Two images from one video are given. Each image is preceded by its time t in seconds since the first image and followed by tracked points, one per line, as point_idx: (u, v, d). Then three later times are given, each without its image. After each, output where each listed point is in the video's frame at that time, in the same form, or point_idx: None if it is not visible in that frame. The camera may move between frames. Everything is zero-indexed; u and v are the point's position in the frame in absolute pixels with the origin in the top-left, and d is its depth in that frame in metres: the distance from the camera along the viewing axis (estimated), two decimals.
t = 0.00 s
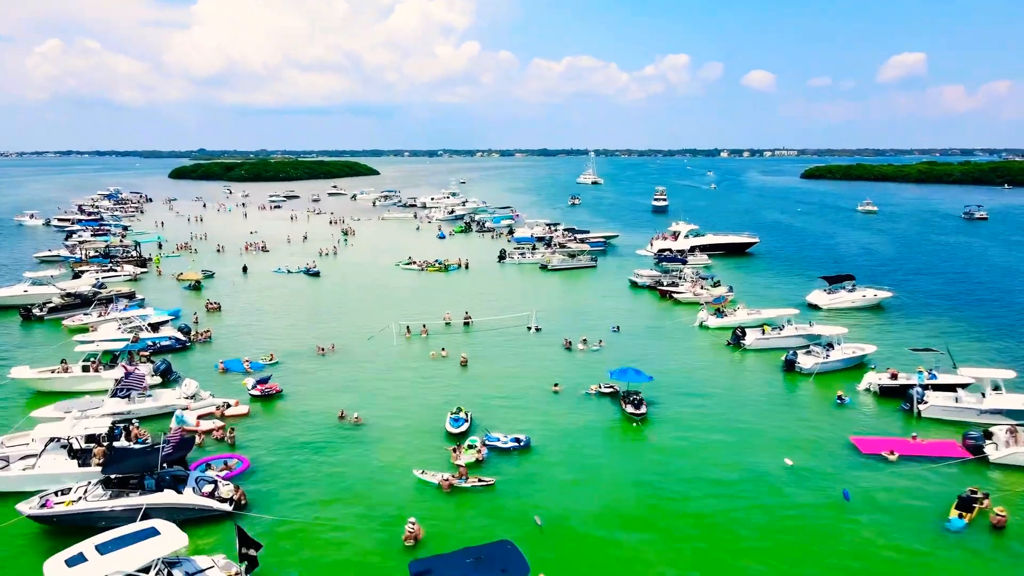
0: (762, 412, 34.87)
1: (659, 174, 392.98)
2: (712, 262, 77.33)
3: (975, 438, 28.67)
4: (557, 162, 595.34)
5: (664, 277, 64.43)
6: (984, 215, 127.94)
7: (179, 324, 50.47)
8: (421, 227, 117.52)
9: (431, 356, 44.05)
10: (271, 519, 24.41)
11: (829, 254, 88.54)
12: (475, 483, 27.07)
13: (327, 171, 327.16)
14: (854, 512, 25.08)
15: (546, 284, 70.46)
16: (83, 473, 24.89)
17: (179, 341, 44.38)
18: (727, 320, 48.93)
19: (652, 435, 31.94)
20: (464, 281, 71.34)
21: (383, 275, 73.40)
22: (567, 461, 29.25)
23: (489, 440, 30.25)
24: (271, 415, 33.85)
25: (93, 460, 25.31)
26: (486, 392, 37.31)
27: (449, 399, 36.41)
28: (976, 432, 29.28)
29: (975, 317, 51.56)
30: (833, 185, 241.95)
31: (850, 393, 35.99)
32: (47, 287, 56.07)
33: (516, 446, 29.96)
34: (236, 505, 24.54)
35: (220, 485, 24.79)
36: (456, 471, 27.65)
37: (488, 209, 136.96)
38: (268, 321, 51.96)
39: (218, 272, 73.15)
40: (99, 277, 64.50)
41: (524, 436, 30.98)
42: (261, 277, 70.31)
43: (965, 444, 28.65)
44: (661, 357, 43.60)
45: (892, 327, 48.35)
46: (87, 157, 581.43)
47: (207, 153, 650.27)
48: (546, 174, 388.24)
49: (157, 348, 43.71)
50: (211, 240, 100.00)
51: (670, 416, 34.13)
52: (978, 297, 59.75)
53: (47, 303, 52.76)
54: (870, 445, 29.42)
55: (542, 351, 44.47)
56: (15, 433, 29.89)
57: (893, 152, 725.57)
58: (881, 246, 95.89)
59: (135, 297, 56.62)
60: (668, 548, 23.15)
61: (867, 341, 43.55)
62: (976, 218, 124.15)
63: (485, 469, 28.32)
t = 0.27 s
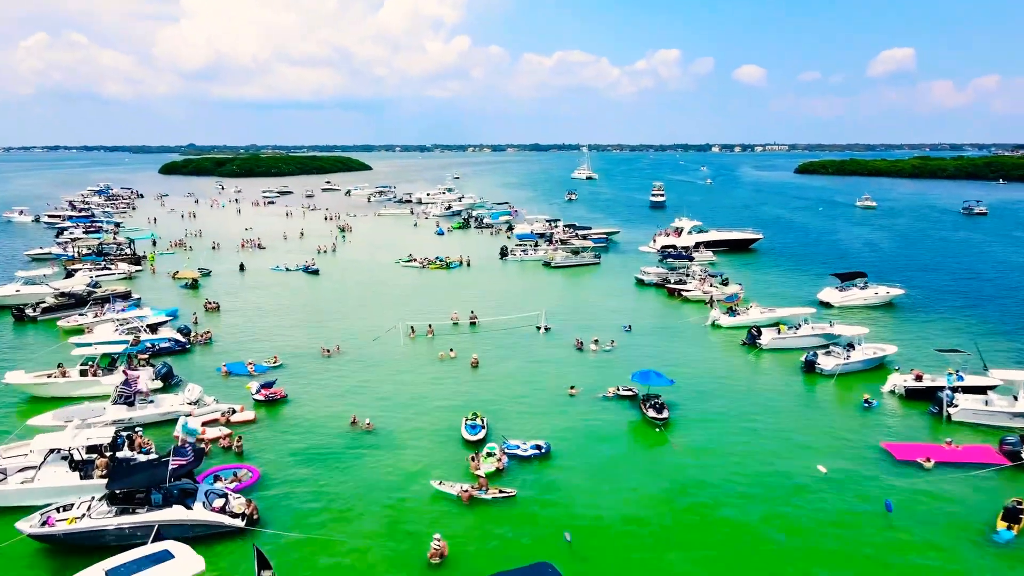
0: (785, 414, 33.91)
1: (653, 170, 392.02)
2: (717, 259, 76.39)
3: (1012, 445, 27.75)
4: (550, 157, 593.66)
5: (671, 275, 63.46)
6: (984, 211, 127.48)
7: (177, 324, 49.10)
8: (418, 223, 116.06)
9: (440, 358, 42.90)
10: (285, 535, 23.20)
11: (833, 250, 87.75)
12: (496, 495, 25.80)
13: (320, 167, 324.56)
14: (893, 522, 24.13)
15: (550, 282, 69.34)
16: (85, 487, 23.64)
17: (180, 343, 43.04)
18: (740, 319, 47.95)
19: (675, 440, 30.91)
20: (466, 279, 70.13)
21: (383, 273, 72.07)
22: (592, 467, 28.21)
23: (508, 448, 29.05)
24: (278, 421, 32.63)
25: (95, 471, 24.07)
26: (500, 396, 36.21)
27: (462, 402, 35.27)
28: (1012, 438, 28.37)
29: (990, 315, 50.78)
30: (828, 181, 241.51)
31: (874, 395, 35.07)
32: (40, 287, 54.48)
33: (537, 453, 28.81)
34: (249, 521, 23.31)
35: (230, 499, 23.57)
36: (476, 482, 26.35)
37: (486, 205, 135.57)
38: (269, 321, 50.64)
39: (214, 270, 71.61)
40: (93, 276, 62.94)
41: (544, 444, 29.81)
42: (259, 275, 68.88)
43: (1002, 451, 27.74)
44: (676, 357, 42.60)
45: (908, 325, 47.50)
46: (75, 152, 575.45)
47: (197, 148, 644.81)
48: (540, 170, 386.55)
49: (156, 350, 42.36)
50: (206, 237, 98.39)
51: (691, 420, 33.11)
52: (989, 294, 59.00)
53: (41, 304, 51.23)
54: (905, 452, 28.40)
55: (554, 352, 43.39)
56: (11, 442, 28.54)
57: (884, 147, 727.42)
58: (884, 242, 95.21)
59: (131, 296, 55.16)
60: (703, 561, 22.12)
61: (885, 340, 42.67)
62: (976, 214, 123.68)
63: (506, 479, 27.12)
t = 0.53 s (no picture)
0: (810, 418, 32.99)
1: (647, 166, 391.31)
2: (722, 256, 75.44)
3: None
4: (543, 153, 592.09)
5: (679, 273, 62.40)
6: (984, 206, 126.95)
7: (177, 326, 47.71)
8: (416, 220, 114.73)
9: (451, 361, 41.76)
10: (302, 554, 21.96)
11: (838, 246, 86.92)
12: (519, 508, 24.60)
13: (313, 163, 322.15)
14: (939, 535, 23.11)
15: (555, 280, 68.23)
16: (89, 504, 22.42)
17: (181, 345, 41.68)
18: (754, 319, 46.92)
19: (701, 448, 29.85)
20: (469, 277, 68.95)
21: (384, 271, 70.74)
22: (619, 476, 27.21)
23: (529, 457, 27.88)
24: (289, 428, 31.42)
25: (99, 486, 22.86)
26: (516, 402, 35.15)
27: (478, 408, 34.14)
28: None
29: (1006, 313, 49.99)
30: (824, 177, 240.97)
31: (901, 399, 34.08)
32: (34, 287, 52.90)
33: (560, 462, 27.65)
34: (263, 539, 22.14)
35: (244, 516, 22.38)
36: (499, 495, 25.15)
37: (484, 202, 134.24)
38: (272, 323, 49.34)
39: (212, 268, 70.09)
40: (88, 275, 61.37)
41: (567, 451, 28.62)
42: (258, 274, 67.46)
43: None
44: (692, 359, 41.59)
45: (925, 325, 46.65)
46: (64, 148, 569.77)
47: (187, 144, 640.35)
48: (533, 166, 385.09)
49: (156, 353, 40.93)
50: (201, 234, 96.70)
51: (715, 425, 32.08)
52: (1001, 290, 58.28)
53: (35, 304, 49.69)
54: (943, 460, 27.45)
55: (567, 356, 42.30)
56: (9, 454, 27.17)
57: (876, 141, 728.91)
58: (888, 238, 94.49)
59: (127, 297, 53.71)
60: None
61: (904, 341, 41.76)
62: (976, 209, 123.21)
63: (529, 491, 25.94)
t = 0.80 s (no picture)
0: (838, 425, 32.10)
1: (643, 160, 390.02)
2: (729, 252, 74.51)
3: None
4: (537, 147, 589.79)
5: (688, 271, 61.44)
6: (987, 202, 126.28)
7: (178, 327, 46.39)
8: (416, 216, 113.27)
9: (463, 364, 40.68)
10: None
11: (844, 243, 86.12)
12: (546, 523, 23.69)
13: (307, 157, 319.47)
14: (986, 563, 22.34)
15: (561, 278, 67.17)
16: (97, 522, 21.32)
17: (183, 348, 40.45)
18: (771, 318, 45.85)
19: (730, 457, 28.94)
20: (474, 275, 67.78)
21: (387, 269, 69.46)
22: (649, 490, 26.32)
23: (554, 467, 26.87)
24: (301, 436, 30.29)
25: (106, 502, 21.75)
26: (534, 409, 34.17)
27: (495, 417, 33.12)
28: None
29: None
30: (822, 172, 240.18)
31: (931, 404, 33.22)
32: (29, 287, 51.44)
33: (586, 472, 26.67)
34: (282, 558, 21.19)
35: (261, 533, 21.30)
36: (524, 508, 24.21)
37: (483, 198, 132.84)
38: (276, 323, 48.08)
39: (211, 266, 68.66)
40: (84, 274, 59.88)
41: (592, 461, 27.64)
42: (258, 273, 66.06)
43: None
44: (710, 361, 40.64)
45: (944, 326, 45.83)
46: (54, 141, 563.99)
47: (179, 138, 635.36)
48: (529, 160, 383.35)
49: (158, 356, 39.64)
50: (197, 231, 95.08)
51: (741, 433, 31.18)
52: (1015, 289, 57.53)
53: (30, 305, 48.27)
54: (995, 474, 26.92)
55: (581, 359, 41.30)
56: (9, 466, 25.96)
57: (869, 136, 729.61)
58: (893, 234, 93.70)
59: (126, 297, 52.33)
60: None
61: (926, 342, 40.91)
62: (978, 205, 122.60)
63: (554, 503, 25.02)
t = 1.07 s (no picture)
0: (868, 431, 31.19)
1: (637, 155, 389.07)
2: (736, 250, 73.64)
3: None
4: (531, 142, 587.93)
5: (697, 269, 60.49)
6: (987, 197, 125.88)
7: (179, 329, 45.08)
8: (414, 212, 111.91)
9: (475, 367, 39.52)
10: None
11: (849, 239, 85.45)
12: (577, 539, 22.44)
13: (301, 152, 317.00)
14: None
15: (567, 276, 66.09)
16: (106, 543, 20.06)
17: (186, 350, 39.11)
18: (787, 319, 44.92)
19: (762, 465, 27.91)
20: (479, 273, 66.65)
21: (389, 268, 68.17)
22: (683, 502, 25.15)
23: (582, 478, 25.69)
24: (315, 445, 29.11)
25: (115, 522, 20.48)
26: (554, 415, 33.05)
27: (514, 423, 32.03)
28: None
29: None
30: (818, 167, 239.66)
31: (961, 409, 32.40)
32: (23, 287, 49.92)
33: (615, 483, 25.53)
34: None
35: (280, 553, 19.99)
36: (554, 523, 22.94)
37: (482, 194, 131.56)
38: (281, 324, 46.84)
39: (209, 265, 67.23)
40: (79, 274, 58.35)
41: (621, 471, 26.50)
42: (258, 271, 64.65)
43: None
44: (729, 363, 39.69)
45: (963, 326, 45.09)
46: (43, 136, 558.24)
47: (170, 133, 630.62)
48: (523, 155, 381.81)
49: (160, 359, 38.28)
50: (193, 228, 93.49)
51: (770, 440, 30.20)
52: None
53: (25, 307, 46.79)
54: None
55: (597, 361, 40.25)
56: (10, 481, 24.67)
57: (862, 131, 730.59)
58: (897, 231, 93.10)
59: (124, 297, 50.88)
60: None
61: (949, 343, 40.21)
62: (979, 200, 122.08)
63: (585, 517, 23.79)
